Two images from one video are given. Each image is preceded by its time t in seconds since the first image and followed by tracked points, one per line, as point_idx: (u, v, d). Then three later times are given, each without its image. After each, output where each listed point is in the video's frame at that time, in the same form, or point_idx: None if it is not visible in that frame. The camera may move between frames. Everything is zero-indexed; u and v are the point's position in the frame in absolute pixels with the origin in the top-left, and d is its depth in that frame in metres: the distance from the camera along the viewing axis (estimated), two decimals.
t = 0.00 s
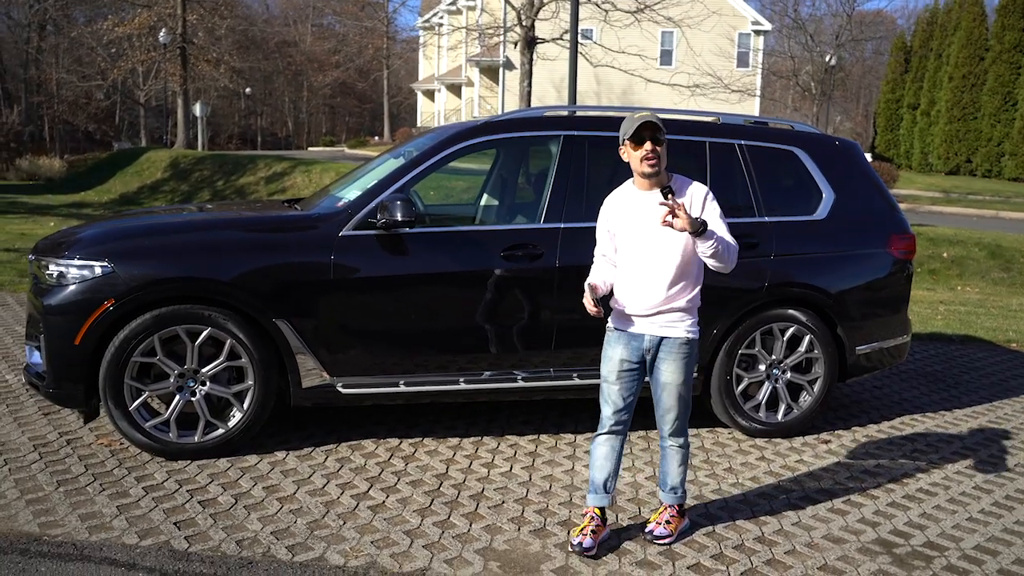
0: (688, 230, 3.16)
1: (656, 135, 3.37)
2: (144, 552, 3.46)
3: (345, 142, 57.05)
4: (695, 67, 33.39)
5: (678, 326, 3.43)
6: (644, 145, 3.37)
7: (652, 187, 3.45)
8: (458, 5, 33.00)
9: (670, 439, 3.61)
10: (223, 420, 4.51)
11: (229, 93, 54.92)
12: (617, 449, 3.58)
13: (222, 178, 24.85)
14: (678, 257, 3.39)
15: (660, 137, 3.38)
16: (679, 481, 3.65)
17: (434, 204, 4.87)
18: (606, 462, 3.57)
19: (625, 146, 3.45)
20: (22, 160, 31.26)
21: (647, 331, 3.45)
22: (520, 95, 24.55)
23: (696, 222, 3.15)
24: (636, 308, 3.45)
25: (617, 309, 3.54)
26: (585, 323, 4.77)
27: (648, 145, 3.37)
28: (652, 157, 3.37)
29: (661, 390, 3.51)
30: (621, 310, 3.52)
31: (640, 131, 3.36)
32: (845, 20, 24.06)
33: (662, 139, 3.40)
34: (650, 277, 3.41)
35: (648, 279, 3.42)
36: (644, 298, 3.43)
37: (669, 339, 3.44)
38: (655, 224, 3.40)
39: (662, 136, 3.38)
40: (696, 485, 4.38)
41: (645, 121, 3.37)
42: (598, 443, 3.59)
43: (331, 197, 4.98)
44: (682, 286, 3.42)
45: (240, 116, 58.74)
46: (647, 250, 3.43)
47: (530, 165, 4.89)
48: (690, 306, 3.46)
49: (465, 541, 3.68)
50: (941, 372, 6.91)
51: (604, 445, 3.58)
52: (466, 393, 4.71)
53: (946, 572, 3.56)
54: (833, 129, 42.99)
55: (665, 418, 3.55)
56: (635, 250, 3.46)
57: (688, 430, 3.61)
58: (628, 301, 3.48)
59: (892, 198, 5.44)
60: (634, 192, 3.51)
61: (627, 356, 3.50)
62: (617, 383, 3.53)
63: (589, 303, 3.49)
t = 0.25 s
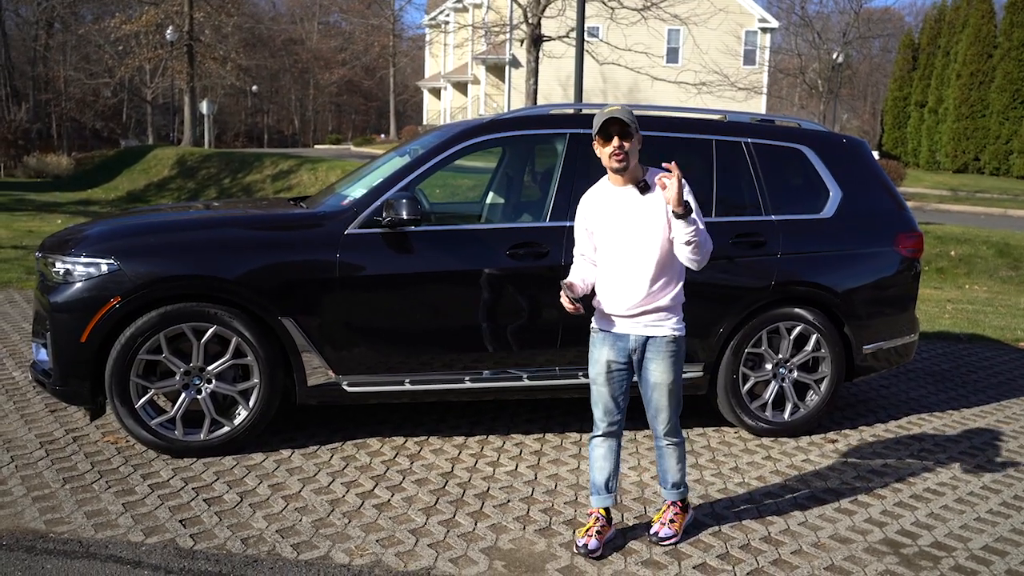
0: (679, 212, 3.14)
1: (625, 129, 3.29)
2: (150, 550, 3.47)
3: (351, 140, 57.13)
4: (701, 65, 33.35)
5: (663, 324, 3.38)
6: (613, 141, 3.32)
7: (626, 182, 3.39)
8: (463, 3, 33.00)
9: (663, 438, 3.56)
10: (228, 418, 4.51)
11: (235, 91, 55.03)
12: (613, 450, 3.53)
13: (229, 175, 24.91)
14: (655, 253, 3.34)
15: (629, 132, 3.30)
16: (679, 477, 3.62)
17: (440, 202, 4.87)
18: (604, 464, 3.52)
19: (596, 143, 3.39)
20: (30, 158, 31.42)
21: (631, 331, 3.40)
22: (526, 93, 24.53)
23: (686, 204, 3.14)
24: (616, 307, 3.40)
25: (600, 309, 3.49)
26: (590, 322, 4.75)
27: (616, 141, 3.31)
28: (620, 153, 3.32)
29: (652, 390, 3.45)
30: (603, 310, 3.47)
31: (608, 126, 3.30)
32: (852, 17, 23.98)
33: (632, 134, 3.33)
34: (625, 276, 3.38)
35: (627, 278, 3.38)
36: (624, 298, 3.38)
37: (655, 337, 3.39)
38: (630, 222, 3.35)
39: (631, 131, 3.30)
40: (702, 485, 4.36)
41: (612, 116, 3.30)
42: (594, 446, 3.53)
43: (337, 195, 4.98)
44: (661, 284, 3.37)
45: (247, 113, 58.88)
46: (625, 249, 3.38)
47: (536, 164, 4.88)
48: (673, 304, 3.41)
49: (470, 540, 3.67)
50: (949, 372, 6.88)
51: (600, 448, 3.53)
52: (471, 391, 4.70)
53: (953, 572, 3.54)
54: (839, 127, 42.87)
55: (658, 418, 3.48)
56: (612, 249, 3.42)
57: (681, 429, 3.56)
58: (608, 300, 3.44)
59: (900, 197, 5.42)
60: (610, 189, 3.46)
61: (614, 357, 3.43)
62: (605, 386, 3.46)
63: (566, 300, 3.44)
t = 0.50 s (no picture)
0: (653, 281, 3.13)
1: (603, 136, 3.24)
2: (150, 550, 3.47)
3: (352, 140, 57.13)
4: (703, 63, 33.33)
5: (651, 324, 3.34)
6: (591, 145, 3.26)
7: (607, 187, 3.35)
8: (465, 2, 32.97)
9: (654, 439, 3.51)
10: (229, 417, 4.50)
11: (237, 90, 55.04)
12: (609, 450, 3.51)
13: (230, 175, 24.89)
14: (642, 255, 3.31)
15: (607, 134, 3.25)
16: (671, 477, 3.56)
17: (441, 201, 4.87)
18: (601, 464, 3.50)
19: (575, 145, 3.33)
20: (31, 157, 31.45)
21: (620, 331, 3.34)
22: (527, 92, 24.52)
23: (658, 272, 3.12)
24: (605, 312, 3.34)
25: (586, 310, 3.42)
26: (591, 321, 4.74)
27: (594, 145, 3.26)
28: (599, 155, 3.27)
29: (642, 390, 3.41)
30: (589, 312, 3.40)
31: (586, 131, 3.24)
32: (855, 16, 23.93)
33: (611, 135, 3.28)
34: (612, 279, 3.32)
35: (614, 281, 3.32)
36: (612, 299, 3.32)
37: (644, 338, 3.33)
38: (615, 224, 3.31)
39: (609, 134, 3.25)
40: (704, 484, 4.36)
41: (589, 121, 3.24)
42: (588, 447, 3.51)
43: (338, 194, 4.97)
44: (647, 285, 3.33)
45: (248, 113, 58.90)
46: (611, 250, 3.33)
47: (537, 163, 4.87)
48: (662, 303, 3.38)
49: (471, 540, 3.67)
50: (951, 371, 6.86)
51: (594, 448, 3.51)
52: (472, 390, 4.70)
53: (956, 572, 3.53)
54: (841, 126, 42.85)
55: (649, 419, 3.44)
56: (597, 251, 3.36)
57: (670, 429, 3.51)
58: (594, 302, 3.37)
59: (903, 196, 5.40)
60: (591, 189, 3.40)
61: (603, 359, 3.39)
62: (596, 388, 3.43)
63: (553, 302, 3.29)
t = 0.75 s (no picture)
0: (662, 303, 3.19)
1: (609, 130, 3.24)
2: (156, 547, 3.47)
3: (356, 137, 57.15)
4: (706, 60, 33.28)
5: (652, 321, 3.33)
6: (595, 137, 3.24)
7: (608, 181, 3.33)
8: None
9: (654, 436, 3.51)
10: (234, 414, 4.50)
11: (240, 88, 55.08)
12: (612, 449, 3.51)
13: (234, 173, 24.91)
14: (642, 253, 3.30)
15: (612, 127, 3.25)
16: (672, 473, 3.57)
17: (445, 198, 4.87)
18: (605, 463, 3.49)
19: (577, 136, 3.30)
20: (35, 156, 31.53)
21: (621, 331, 3.33)
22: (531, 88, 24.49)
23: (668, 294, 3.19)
24: (605, 315, 3.32)
25: (582, 309, 3.39)
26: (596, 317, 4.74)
27: (600, 137, 3.23)
28: (603, 149, 3.25)
29: (644, 388, 3.40)
30: (586, 310, 3.37)
31: (592, 123, 3.23)
32: (859, 12, 23.87)
33: (615, 129, 3.27)
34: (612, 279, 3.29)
35: (614, 280, 3.30)
36: (613, 299, 3.30)
37: (645, 335, 3.33)
38: (617, 221, 3.29)
39: (613, 126, 3.25)
40: (709, 481, 4.35)
41: (598, 113, 3.23)
42: (592, 446, 3.50)
43: (342, 192, 4.97)
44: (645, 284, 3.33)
45: (252, 111, 58.96)
46: (611, 248, 3.31)
47: (541, 159, 4.86)
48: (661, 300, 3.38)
49: (476, 537, 3.66)
50: (957, 367, 6.84)
51: (597, 448, 3.50)
52: (477, 387, 4.70)
53: (963, 569, 3.52)
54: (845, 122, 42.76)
55: (651, 416, 3.44)
56: (596, 249, 3.33)
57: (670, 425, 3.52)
58: (594, 303, 3.34)
59: (908, 192, 5.39)
60: (589, 184, 3.38)
61: (606, 359, 3.38)
62: (598, 388, 3.42)
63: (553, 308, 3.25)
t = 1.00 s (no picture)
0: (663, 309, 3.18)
1: (612, 129, 3.22)
2: (162, 546, 3.47)
3: (360, 137, 57.19)
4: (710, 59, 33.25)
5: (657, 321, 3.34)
6: (597, 138, 3.23)
7: (610, 181, 3.32)
8: None
9: (659, 435, 3.50)
10: (239, 414, 4.51)
11: (244, 87, 55.15)
12: (616, 449, 3.50)
13: (238, 172, 24.95)
14: (646, 253, 3.29)
15: (614, 127, 3.23)
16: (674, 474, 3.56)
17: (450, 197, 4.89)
18: (610, 462, 3.49)
19: (579, 136, 3.29)
20: (41, 155, 31.63)
21: (627, 330, 3.33)
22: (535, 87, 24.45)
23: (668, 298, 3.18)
24: (608, 316, 3.32)
25: (585, 308, 3.39)
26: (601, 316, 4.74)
27: (602, 138, 3.22)
28: (605, 149, 3.23)
29: (650, 387, 3.40)
30: (589, 310, 3.37)
31: (593, 123, 3.22)
32: (863, 11, 23.82)
33: (617, 128, 3.25)
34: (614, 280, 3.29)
35: (616, 281, 3.30)
36: (617, 300, 3.30)
37: (651, 335, 3.33)
38: (621, 221, 3.29)
39: (616, 127, 3.23)
40: (714, 481, 4.35)
41: (600, 114, 3.21)
42: (597, 446, 3.50)
43: (346, 191, 4.97)
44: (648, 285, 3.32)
45: (256, 110, 59.02)
46: (614, 249, 3.30)
47: (546, 159, 4.86)
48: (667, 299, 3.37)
49: (481, 536, 3.67)
50: (962, 366, 6.83)
51: (601, 448, 3.50)
52: (481, 386, 4.69)
53: (969, 568, 3.51)
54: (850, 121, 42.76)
55: (655, 415, 3.43)
56: (598, 250, 3.34)
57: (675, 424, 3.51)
58: (597, 304, 3.34)
59: (914, 192, 5.37)
60: (592, 183, 3.37)
61: (611, 358, 3.37)
62: (603, 387, 3.42)
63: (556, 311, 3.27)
